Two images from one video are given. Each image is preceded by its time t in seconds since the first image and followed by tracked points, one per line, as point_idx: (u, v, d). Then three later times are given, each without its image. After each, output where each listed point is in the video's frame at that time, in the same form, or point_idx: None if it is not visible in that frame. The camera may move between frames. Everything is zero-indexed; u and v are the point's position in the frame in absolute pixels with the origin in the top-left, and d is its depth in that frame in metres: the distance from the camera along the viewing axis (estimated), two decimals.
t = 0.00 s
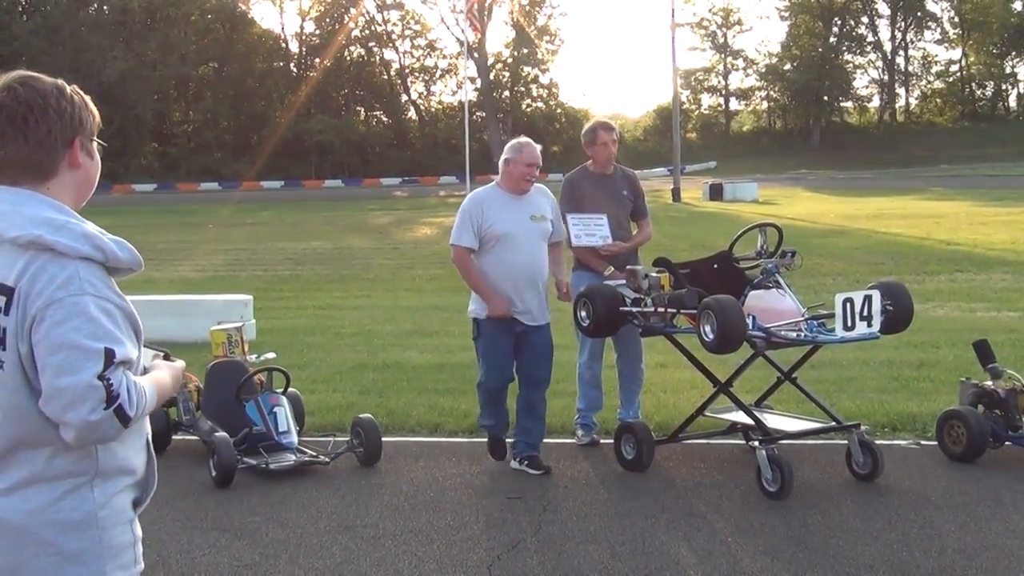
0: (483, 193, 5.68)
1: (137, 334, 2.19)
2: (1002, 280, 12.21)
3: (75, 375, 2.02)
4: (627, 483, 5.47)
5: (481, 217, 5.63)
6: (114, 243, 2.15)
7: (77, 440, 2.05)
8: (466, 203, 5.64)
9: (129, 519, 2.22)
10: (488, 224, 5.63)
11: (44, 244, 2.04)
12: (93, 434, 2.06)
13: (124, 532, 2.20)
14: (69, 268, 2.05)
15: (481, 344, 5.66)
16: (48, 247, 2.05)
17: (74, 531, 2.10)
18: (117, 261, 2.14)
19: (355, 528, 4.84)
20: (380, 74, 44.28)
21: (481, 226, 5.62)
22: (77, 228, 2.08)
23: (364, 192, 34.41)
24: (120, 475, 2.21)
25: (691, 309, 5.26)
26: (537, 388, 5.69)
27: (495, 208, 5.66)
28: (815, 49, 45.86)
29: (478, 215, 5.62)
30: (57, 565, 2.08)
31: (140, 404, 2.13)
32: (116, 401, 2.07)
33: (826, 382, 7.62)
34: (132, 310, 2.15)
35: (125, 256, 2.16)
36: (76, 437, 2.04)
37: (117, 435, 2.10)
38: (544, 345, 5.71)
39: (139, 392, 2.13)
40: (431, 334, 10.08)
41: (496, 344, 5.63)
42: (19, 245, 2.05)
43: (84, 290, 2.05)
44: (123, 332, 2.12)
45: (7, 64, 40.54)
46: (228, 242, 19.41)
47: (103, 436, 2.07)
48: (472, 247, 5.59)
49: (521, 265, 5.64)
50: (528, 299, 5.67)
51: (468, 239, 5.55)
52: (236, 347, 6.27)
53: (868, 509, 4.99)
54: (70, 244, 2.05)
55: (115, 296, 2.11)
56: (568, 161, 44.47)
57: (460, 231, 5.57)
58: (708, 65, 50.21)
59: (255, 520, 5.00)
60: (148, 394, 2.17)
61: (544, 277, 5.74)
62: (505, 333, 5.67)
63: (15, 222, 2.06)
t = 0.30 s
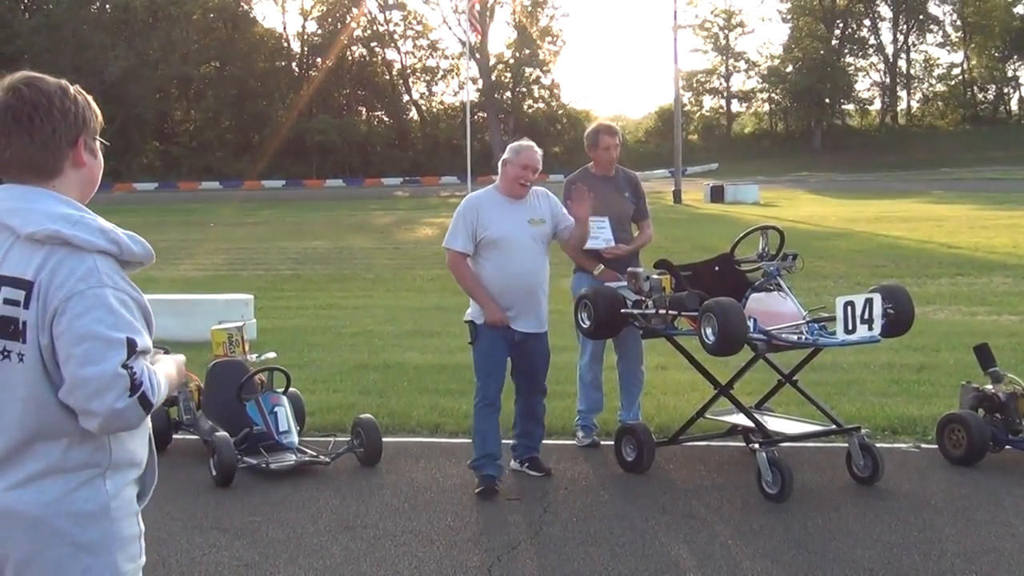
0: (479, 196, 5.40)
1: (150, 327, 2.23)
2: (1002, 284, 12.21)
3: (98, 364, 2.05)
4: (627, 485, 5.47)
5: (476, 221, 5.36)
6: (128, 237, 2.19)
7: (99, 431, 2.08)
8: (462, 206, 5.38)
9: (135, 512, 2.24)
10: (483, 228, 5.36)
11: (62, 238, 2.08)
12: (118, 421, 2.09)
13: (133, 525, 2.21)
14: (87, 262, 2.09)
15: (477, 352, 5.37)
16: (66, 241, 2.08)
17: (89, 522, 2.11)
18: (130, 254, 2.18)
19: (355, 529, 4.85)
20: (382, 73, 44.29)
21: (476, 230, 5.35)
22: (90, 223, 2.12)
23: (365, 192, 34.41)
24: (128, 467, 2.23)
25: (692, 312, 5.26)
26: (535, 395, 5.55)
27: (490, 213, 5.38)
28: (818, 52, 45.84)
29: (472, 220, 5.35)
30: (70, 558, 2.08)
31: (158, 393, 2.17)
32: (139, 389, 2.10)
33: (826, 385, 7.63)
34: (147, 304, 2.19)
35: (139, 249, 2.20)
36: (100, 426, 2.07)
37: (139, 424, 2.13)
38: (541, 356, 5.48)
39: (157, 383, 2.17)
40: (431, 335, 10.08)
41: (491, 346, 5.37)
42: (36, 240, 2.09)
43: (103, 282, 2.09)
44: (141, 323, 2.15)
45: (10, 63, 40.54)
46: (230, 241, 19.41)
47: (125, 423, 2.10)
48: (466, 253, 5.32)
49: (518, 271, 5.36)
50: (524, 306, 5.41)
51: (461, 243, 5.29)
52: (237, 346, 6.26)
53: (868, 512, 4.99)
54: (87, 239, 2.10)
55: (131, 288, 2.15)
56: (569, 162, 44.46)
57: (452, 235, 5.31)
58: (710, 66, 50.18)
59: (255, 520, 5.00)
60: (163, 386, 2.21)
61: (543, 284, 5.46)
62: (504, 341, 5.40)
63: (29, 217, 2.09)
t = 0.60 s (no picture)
0: (469, 198, 5.21)
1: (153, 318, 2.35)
2: (1002, 288, 12.22)
3: (106, 351, 2.17)
4: (626, 488, 5.47)
5: (467, 223, 5.16)
6: (129, 230, 2.31)
7: (108, 417, 2.20)
8: (452, 207, 5.17)
9: (136, 502, 2.36)
10: (475, 230, 5.16)
11: (66, 232, 2.20)
12: (126, 407, 2.20)
13: (133, 515, 2.33)
14: (91, 253, 2.21)
15: (468, 360, 5.18)
16: (67, 235, 2.20)
17: (93, 509, 2.23)
18: (131, 245, 2.29)
19: (356, 531, 4.85)
20: (383, 76, 44.32)
21: (468, 233, 5.15)
22: (86, 216, 2.23)
23: (366, 194, 34.38)
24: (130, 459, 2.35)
25: (692, 315, 5.26)
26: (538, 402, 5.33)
27: (482, 214, 5.18)
28: (819, 55, 45.86)
29: (464, 222, 5.15)
30: (76, 543, 2.20)
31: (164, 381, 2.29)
32: (147, 374, 2.22)
33: (826, 389, 7.63)
34: (150, 295, 2.31)
35: (139, 241, 2.31)
36: (109, 411, 2.19)
37: (145, 410, 2.25)
38: (540, 357, 5.28)
39: (162, 371, 2.29)
40: (432, 337, 10.08)
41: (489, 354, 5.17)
42: (37, 235, 2.21)
43: (107, 273, 2.21)
44: (146, 313, 2.28)
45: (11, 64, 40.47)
46: (230, 243, 19.39)
47: (134, 408, 2.21)
48: (457, 256, 5.11)
49: (510, 276, 5.19)
50: (516, 311, 5.22)
51: (454, 246, 5.08)
52: (238, 348, 6.27)
53: (868, 516, 4.99)
54: (88, 231, 2.21)
55: (133, 279, 2.26)
56: (570, 165, 44.50)
57: (444, 237, 5.09)
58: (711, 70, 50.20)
59: (255, 521, 5.00)
60: (167, 377, 2.33)
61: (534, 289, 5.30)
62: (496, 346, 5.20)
63: (27, 212, 2.22)
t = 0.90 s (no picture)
0: (468, 208, 4.97)
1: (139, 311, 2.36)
2: (999, 290, 12.24)
3: (90, 345, 2.18)
4: (623, 490, 5.48)
5: (467, 237, 4.92)
6: (117, 228, 2.31)
7: (92, 408, 2.21)
8: (451, 219, 4.93)
9: (131, 489, 2.36)
10: (476, 242, 4.93)
11: (54, 230, 2.20)
12: (109, 399, 2.21)
13: (128, 502, 2.34)
14: (78, 250, 2.22)
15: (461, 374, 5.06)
16: (54, 231, 2.21)
17: (89, 496, 2.25)
18: (118, 244, 2.30)
19: (353, 533, 4.85)
20: (381, 79, 44.32)
21: (468, 246, 4.92)
22: (76, 214, 2.24)
23: (364, 197, 34.41)
24: (121, 447, 2.36)
25: (689, 317, 5.27)
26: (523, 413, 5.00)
27: (483, 227, 4.95)
28: (816, 58, 45.87)
29: (464, 235, 4.92)
30: (71, 531, 2.23)
31: (148, 374, 2.29)
32: (128, 367, 2.22)
33: (822, 391, 7.64)
34: (133, 290, 2.31)
35: (126, 240, 2.31)
36: (92, 403, 2.20)
37: (128, 402, 2.25)
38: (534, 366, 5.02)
39: (147, 364, 2.28)
40: (429, 340, 10.07)
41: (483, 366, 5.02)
42: (25, 233, 2.22)
43: (92, 269, 2.22)
44: (129, 308, 2.28)
45: (8, 68, 40.38)
46: (227, 246, 19.38)
47: (117, 400, 2.22)
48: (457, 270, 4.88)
49: (511, 291, 4.97)
50: (518, 326, 5.01)
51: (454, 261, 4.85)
52: (234, 351, 6.24)
53: (864, 517, 5.01)
54: (76, 229, 2.22)
55: (118, 276, 2.27)
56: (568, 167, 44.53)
57: (443, 251, 4.86)
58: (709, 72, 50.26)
59: (252, 524, 5.00)
60: (153, 371, 2.33)
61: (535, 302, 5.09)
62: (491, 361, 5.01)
63: (15, 210, 2.24)
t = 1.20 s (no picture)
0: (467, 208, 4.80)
1: (125, 310, 2.36)
2: (992, 290, 12.27)
3: (70, 342, 2.18)
4: (618, 492, 5.48)
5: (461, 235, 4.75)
6: (105, 229, 2.32)
7: (73, 405, 2.21)
8: (449, 218, 4.77)
9: (123, 481, 2.36)
10: (471, 243, 4.75)
11: (42, 228, 2.21)
12: (87, 396, 2.20)
13: (123, 493, 2.34)
14: (63, 250, 2.23)
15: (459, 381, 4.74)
16: (44, 231, 2.22)
17: (79, 492, 2.25)
18: (106, 243, 2.31)
19: (348, 536, 4.84)
20: (375, 82, 44.32)
21: (463, 244, 4.74)
22: (69, 214, 2.26)
23: (357, 200, 34.46)
24: (109, 441, 2.35)
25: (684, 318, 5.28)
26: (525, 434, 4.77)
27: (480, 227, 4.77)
28: (809, 60, 46.03)
29: (460, 234, 4.74)
30: (62, 525, 2.23)
31: (130, 371, 2.28)
32: (108, 363, 2.21)
33: (818, 391, 7.64)
34: (118, 288, 2.32)
35: (115, 240, 2.33)
36: (71, 399, 2.19)
37: (109, 400, 2.24)
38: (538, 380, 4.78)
39: (130, 362, 2.28)
40: (424, 343, 10.06)
41: (478, 377, 4.73)
42: (16, 230, 2.23)
43: (77, 268, 2.22)
44: (112, 305, 2.28)
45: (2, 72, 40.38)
46: (222, 250, 19.37)
47: (95, 398, 2.21)
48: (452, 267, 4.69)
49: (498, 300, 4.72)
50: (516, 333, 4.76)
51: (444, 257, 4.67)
52: (229, 355, 6.22)
53: (859, 517, 5.01)
54: (64, 228, 2.23)
55: (105, 276, 2.28)
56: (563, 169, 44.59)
57: (438, 247, 4.68)
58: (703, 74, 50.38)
59: (246, 528, 4.99)
60: (137, 368, 2.31)
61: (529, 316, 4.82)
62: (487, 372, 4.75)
63: (10, 208, 2.24)
